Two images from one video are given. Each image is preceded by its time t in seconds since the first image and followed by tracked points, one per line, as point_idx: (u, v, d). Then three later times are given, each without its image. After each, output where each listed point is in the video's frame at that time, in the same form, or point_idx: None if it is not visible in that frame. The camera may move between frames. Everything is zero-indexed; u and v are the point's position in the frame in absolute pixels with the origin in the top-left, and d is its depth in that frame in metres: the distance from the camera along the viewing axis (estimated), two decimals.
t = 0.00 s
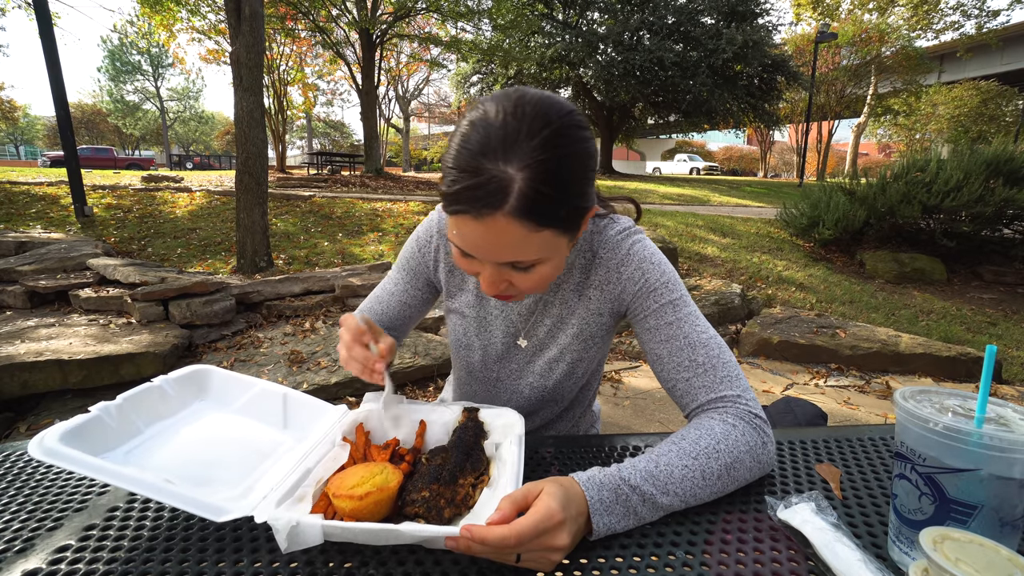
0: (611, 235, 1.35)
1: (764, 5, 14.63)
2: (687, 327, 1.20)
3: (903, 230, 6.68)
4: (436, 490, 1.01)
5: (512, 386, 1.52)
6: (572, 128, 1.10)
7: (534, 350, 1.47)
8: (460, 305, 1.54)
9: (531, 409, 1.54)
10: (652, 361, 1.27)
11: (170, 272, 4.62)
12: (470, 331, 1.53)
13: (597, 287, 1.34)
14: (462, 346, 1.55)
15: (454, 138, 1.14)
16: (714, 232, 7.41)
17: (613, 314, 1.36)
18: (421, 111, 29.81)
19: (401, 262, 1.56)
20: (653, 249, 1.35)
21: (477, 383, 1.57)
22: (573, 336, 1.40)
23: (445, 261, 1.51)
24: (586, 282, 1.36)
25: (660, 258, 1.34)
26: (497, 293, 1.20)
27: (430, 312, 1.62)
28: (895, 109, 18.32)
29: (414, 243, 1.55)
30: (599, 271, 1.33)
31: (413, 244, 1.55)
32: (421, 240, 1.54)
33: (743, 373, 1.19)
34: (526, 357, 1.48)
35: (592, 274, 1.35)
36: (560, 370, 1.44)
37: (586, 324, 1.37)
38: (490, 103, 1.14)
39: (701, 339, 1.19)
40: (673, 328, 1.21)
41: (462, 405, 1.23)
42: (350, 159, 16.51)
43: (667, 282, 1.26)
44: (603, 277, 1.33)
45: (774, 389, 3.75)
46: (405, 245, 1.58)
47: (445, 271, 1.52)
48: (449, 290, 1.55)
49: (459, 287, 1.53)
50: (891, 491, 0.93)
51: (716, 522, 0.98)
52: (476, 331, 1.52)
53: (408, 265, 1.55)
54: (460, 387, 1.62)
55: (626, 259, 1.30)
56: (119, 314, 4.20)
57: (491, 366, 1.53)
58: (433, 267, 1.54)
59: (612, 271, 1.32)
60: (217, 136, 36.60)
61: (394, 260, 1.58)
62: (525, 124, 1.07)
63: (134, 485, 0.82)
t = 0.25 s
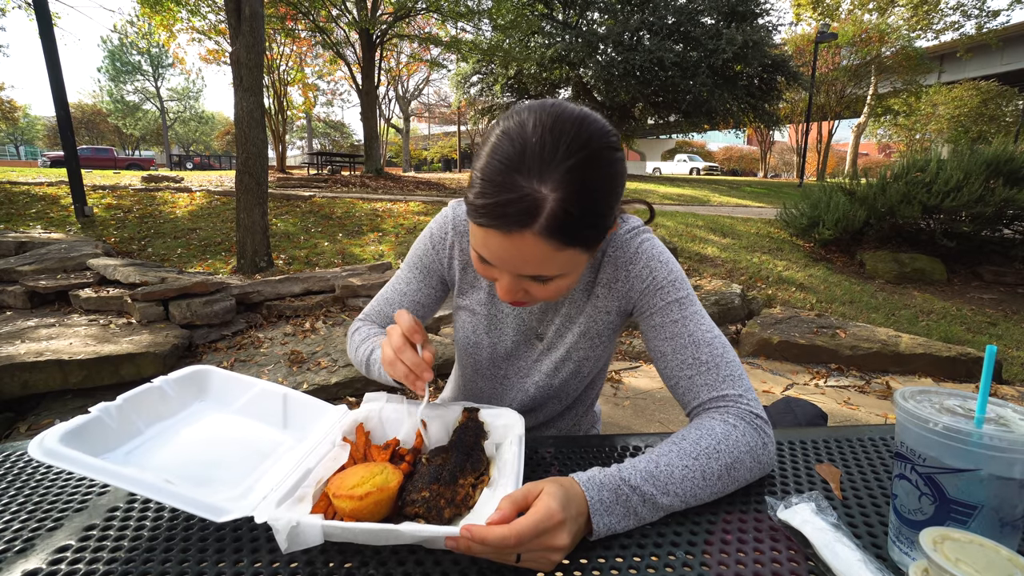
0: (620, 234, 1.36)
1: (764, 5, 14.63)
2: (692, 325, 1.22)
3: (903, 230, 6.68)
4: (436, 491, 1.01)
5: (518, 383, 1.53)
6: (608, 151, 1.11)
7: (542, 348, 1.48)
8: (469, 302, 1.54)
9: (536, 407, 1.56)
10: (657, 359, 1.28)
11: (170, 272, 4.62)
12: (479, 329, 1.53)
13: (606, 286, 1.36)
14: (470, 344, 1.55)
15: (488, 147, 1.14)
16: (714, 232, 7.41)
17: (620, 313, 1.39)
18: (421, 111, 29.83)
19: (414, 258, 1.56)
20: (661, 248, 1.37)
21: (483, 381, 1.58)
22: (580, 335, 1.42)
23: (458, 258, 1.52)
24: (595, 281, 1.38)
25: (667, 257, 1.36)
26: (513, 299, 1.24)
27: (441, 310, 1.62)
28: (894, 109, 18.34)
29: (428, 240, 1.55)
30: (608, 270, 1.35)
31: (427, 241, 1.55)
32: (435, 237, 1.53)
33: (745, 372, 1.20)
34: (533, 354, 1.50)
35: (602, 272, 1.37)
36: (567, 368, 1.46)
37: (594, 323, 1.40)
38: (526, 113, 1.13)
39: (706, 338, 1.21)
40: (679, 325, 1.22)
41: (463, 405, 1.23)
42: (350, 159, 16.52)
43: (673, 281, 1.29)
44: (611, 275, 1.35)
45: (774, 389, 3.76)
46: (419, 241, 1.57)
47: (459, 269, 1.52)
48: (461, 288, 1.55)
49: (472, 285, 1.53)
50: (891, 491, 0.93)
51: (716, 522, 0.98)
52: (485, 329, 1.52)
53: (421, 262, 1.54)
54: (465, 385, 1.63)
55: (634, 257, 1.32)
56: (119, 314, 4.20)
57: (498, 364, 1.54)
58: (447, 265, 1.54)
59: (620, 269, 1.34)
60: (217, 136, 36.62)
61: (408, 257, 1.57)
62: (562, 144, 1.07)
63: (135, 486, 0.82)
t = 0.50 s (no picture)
0: (624, 233, 1.37)
1: (764, 5, 14.63)
2: (693, 324, 1.22)
3: (903, 230, 6.68)
4: (436, 491, 1.01)
5: (520, 381, 1.53)
6: (623, 150, 1.13)
7: (545, 347, 1.49)
8: (472, 301, 1.54)
9: (537, 405, 1.56)
10: (659, 359, 1.28)
11: (170, 272, 4.62)
12: (482, 327, 1.53)
13: (608, 285, 1.37)
14: (473, 342, 1.55)
15: (503, 141, 1.15)
16: (714, 232, 7.41)
17: (623, 312, 1.39)
18: (422, 111, 29.85)
19: (417, 256, 1.56)
20: (664, 248, 1.38)
21: (484, 379, 1.58)
22: (583, 334, 1.42)
23: (463, 257, 1.51)
24: (599, 280, 1.39)
25: (670, 257, 1.36)
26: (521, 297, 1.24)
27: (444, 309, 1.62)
28: (894, 110, 18.33)
29: (432, 238, 1.55)
30: (611, 269, 1.36)
31: (431, 239, 1.55)
32: (439, 236, 1.54)
33: (747, 373, 1.20)
34: (535, 353, 1.50)
35: (605, 271, 1.37)
36: (570, 367, 1.46)
37: (597, 322, 1.40)
38: (541, 109, 1.15)
39: (708, 337, 1.21)
40: (681, 325, 1.23)
41: (464, 404, 1.23)
42: (350, 159, 16.53)
43: (676, 280, 1.30)
44: (614, 275, 1.36)
45: (774, 389, 3.76)
46: (422, 239, 1.58)
47: (462, 267, 1.52)
48: (464, 286, 1.55)
49: (476, 284, 1.53)
50: (891, 491, 0.93)
51: (716, 522, 0.98)
52: (488, 328, 1.52)
53: (424, 260, 1.55)
54: (466, 383, 1.63)
55: (637, 257, 1.33)
56: (120, 314, 4.20)
57: (501, 363, 1.54)
58: (451, 263, 1.54)
59: (624, 268, 1.34)
60: (217, 136, 36.65)
61: (411, 255, 1.57)
62: (577, 139, 1.09)
63: (135, 486, 0.82)
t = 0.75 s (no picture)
0: (626, 233, 1.37)
1: (764, 5, 14.63)
2: (694, 324, 1.22)
3: (903, 230, 6.68)
4: (437, 491, 1.01)
5: (521, 380, 1.53)
6: (625, 145, 1.14)
7: (546, 347, 1.49)
8: (474, 301, 1.54)
9: (537, 404, 1.56)
10: (659, 358, 1.29)
11: (170, 272, 4.63)
12: (484, 326, 1.53)
13: (609, 284, 1.37)
14: (474, 342, 1.55)
15: (505, 135, 1.15)
16: (714, 232, 7.41)
17: (624, 312, 1.39)
18: (422, 111, 29.87)
19: (419, 256, 1.56)
20: (665, 248, 1.38)
21: (485, 378, 1.58)
22: (584, 333, 1.42)
23: (466, 256, 1.52)
24: (600, 280, 1.39)
25: (671, 257, 1.37)
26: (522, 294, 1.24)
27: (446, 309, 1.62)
28: (894, 110, 18.34)
29: (434, 237, 1.55)
30: (611, 268, 1.36)
31: (434, 238, 1.55)
32: (442, 235, 1.53)
33: (747, 373, 1.20)
34: (537, 351, 1.50)
35: (606, 271, 1.38)
36: (570, 366, 1.46)
37: (597, 321, 1.40)
38: (542, 105, 1.16)
39: (709, 337, 1.21)
40: (682, 324, 1.22)
41: (464, 405, 1.23)
42: (350, 159, 16.53)
43: (677, 280, 1.30)
44: (615, 274, 1.36)
45: (774, 389, 3.76)
46: (425, 239, 1.57)
47: (466, 267, 1.52)
48: (467, 286, 1.55)
49: (478, 283, 1.53)
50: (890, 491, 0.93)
51: (716, 522, 0.98)
52: (490, 327, 1.52)
53: (427, 260, 1.54)
54: (467, 382, 1.63)
55: (638, 256, 1.33)
56: (120, 314, 4.20)
57: (502, 362, 1.54)
58: (453, 263, 1.54)
59: (625, 268, 1.35)
60: (217, 136, 36.69)
61: (414, 255, 1.57)
62: (578, 134, 1.09)
63: (135, 486, 0.82)
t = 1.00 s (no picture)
0: (628, 233, 1.37)
1: (764, 5, 14.64)
2: (695, 324, 1.22)
3: (903, 230, 6.68)
4: (436, 491, 1.01)
5: (522, 380, 1.53)
6: (625, 144, 1.14)
7: (547, 346, 1.49)
8: (475, 300, 1.54)
9: (538, 403, 1.56)
10: (660, 358, 1.29)
11: (170, 272, 4.63)
12: (485, 325, 1.52)
13: (611, 284, 1.37)
14: (476, 341, 1.55)
15: (505, 133, 1.16)
16: (714, 232, 7.42)
17: (625, 312, 1.39)
18: (422, 111, 29.88)
19: (419, 254, 1.56)
20: (667, 248, 1.38)
21: (486, 377, 1.58)
22: (585, 333, 1.42)
23: (467, 255, 1.52)
24: (602, 279, 1.38)
25: (673, 257, 1.37)
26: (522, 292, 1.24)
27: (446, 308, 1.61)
28: (894, 110, 18.34)
29: (435, 236, 1.55)
30: (613, 268, 1.36)
31: (434, 237, 1.55)
32: (442, 234, 1.54)
33: (748, 373, 1.19)
34: (538, 351, 1.50)
35: (608, 271, 1.38)
36: (571, 366, 1.47)
37: (599, 322, 1.40)
38: (542, 104, 1.16)
39: (709, 337, 1.21)
40: (683, 324, 1.23)
41: (463, 405, 1.23)
42: (350, 159, 16.53)
43: (679, 280, 1.30)
44: (616, 274, 1.36)
45: (774, 389, 3.76)
46: (425, 238, 1.58)
47: (466, 265, 1.52)
48: (467, 285, 1.55)
49: (479, 283, 1.53)
50: (891, 491, 0.93)
51: (716, 522, 0.98)
52: (491, 326, 1.52)
53: (427, 259, 1.55)
54: (468, 382, 1.63)
55: (640, 256, 1.33)
56: (120, 314, 4.20)
57: (503, 360, 1.54)
58: (453, 261, 1.54)
59: (626, 267, 1.35)
60: (217, 136, 36.70)
61: (414, 253, 1.57)
62: (578, 132, 1.09)
63: (135, 486, 0.82)
